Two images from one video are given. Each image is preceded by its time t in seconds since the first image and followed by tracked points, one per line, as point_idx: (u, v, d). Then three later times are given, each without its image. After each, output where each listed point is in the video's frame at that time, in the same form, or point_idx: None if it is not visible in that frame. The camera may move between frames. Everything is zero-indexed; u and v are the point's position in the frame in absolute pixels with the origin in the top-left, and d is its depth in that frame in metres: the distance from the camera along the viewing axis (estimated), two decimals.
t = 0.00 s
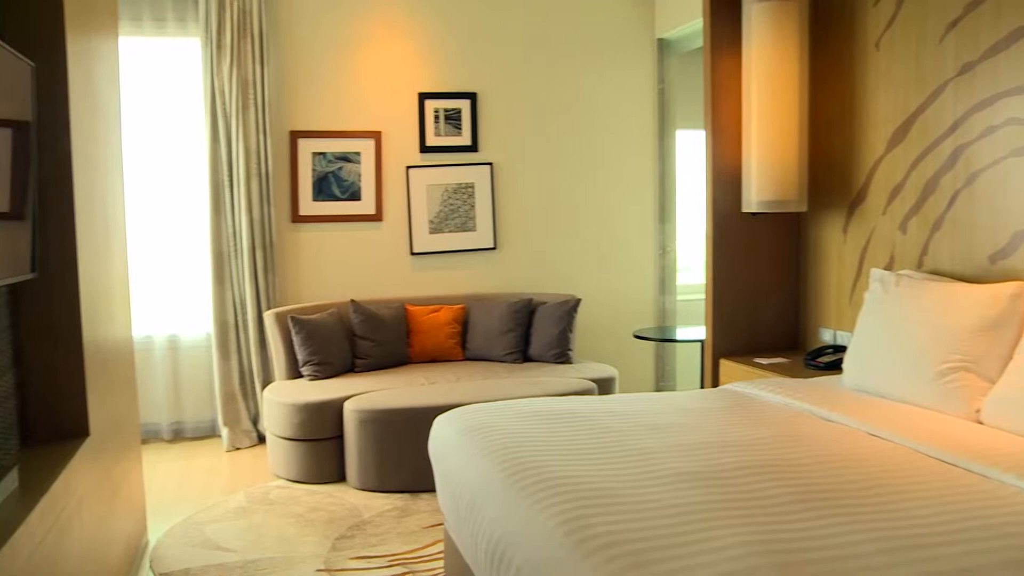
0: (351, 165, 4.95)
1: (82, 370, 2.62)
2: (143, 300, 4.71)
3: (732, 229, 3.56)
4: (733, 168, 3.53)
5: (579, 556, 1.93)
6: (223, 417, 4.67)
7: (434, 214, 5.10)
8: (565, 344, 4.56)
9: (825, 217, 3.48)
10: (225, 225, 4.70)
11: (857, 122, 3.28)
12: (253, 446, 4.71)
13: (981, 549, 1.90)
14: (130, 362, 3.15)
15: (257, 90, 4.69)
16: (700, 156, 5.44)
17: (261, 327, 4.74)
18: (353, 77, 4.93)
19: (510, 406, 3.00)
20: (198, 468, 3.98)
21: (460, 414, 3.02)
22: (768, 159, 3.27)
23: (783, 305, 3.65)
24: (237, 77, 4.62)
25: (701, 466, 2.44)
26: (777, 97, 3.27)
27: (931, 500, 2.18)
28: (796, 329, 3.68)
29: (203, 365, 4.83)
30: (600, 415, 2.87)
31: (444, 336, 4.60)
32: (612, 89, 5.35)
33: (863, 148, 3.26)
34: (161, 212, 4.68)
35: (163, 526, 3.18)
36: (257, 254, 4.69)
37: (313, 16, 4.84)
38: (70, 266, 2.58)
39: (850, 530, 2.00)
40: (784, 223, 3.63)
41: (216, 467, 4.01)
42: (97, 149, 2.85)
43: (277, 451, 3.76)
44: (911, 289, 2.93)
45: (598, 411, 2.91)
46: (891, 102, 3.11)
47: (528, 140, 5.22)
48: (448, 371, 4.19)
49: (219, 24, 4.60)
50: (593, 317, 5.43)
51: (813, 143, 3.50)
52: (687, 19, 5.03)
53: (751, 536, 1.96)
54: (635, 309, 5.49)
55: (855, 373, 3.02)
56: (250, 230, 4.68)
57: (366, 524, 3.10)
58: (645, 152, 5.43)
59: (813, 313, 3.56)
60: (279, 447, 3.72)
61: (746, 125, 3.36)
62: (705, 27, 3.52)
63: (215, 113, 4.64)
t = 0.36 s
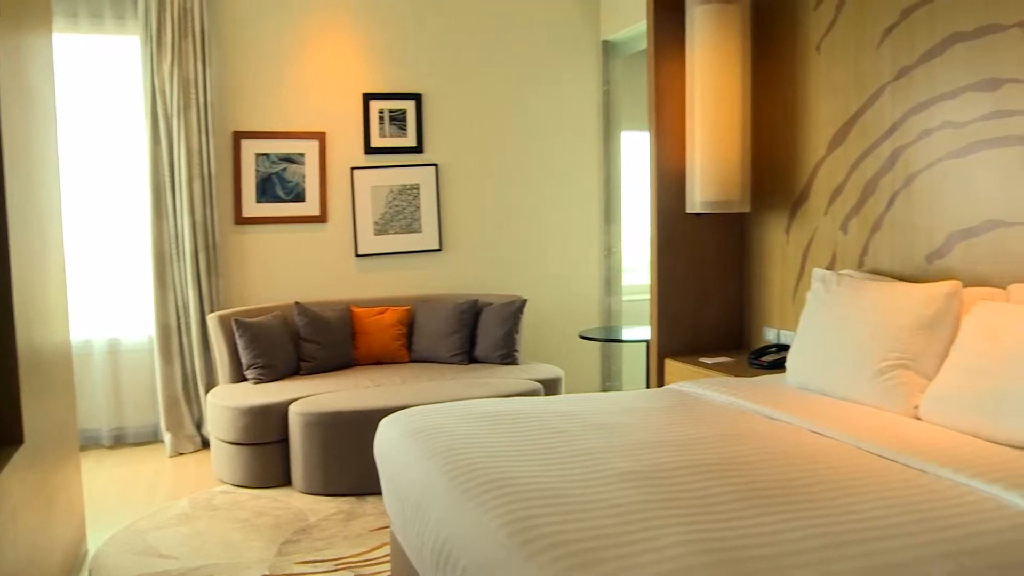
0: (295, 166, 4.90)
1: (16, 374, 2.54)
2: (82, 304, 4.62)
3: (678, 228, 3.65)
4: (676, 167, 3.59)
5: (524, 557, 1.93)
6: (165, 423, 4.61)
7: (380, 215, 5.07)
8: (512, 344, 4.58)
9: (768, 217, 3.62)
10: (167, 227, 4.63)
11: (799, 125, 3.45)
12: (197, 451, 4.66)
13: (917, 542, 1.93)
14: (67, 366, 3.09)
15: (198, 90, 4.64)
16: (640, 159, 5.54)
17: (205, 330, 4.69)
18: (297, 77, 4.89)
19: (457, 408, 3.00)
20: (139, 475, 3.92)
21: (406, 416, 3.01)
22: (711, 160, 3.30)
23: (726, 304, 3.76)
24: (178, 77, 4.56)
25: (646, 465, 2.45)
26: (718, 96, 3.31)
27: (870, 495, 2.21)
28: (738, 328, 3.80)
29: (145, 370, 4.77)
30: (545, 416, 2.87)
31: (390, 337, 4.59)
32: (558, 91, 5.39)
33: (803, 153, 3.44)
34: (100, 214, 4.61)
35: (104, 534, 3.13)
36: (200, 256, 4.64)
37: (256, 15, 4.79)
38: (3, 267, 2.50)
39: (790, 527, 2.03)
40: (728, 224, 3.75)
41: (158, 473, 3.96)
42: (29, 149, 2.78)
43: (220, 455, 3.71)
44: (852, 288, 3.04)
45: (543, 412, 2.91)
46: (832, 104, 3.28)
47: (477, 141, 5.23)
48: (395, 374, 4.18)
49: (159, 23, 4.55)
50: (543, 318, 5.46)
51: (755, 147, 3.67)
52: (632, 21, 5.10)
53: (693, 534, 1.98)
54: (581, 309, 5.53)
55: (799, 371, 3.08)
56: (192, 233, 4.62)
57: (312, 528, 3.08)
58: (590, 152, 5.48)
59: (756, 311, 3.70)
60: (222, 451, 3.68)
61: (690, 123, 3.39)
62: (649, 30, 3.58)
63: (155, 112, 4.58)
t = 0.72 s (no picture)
0: (245, 167, 4.86)
1: None
2: (24, 307, 4.54)
3: (628, 227, 3.77)
4: (626, 164, 3.71)
5: (478, 558, 1.92)
6: (112, 427, 4.54)
7: (331, 217, 5.05)
8: (463, 345, 4.60)
9: (717, 218, 3.76)
10: (113, 228, 4.56)
11: (748, 128, 3.58)
12: (145, 456, 4.60)
13: (863, 536, 1.96)
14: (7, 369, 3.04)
15: (145, 88, 4.54)
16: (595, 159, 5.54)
17: (153, 333, 4.62)
18: (247, 76, 4.84)
19: (410, 410, 2.99)
20: (85, 482, 3.86)
21: (358, 418, 2.99)
22: (661, 159, 3.36)
23: (676, 303, 3.89)
24: (124, 75, 4.47)
25: (598, 465, 2.46)
26: (668, 95, 3.38)
27: (818, 491, 2.24)
28: (689, 327, 3.92)
29: (90, 373, 4.69)
30: (497, 417, 2.87)
31: (340, 340, 4.57)
32: (509, 92, 5.42)
33: (750, 160, 3.57)
34: (42, 214, 4.53)
35: (49, 542, 3.08)
36: (148, 258, 4.56)
37: (205, 13, 4.73)
38: None
39: (740, 524, 2.05)
40: (679, 224, 3.88)
41: (105, 480, 3.90)
42: None
43: (169, 459, 3.71)
44: (800, 288, 3.10)
45: (495, 413, 2.92)
46: (780, 106, 3.40)
47: (431, 142, 5.25)
48: (347, 376, 4.18)
49: (103, 19, 4.44)
50: (499, 318, 5.49)
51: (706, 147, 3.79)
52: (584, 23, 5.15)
53: (644, 532, 1.98)
54: (533, 309, 5.57)
55: (749, 370, 3.11)
56: (139, 233, 4.54)
57: (263, 532, 3.06)
58: (542, 152, 5.52)
59: (707, 311, 3.83)
60: (171, 456, 3.68)
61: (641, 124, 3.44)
62: (600, 33, 3.68)
63: (99, 110, 4.49)
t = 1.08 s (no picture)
0: (194, 167, 4.80)
1: None
2: None
3: (580, 228, 3.84)
4: (578, 167, 3.79)
5: (432, 560, 1.91)
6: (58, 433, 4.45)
7: (281, 218, 5.02)
8: (415, 347, 4.64)
9: (669, 218, 3.85)
10: (58, 231, 4.47)
11: (699, 128, 3.69)
12: (92, 462, 4.53)
13: (814, 532, 1.98)
14: None
15: (90, 86, 4.46)
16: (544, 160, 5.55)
17: (100, 337, 4.55)
18: (197, 75, 4.78)
19: (362, 412, 2.97)
20: (29, 490, 3.79)
21: (309, 421, 2.97)
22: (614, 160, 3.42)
23: (628, 302, 3.97)
24: (68, 72, 4.39)
25: (551, 465, 2.47)
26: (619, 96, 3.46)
27: (765, 489, 2.26)
28: (641, 327, 4.01)
29: (35, 379, 4.61)
30: (449, 418, 2.87)
31: (292, 341, 4.57)
32: (462, 93, 5.44)
33: (700, 163, 3.67)
34: None
35: None
36: (95, 260, 4.48)
37: (152, 11, 4.66)
38: None
39: (692, 522, 2.06)
40: (630, 225, 3.96)
41: (50, 488, 3.84)
42: None
43: (117, 465, 3.71)
44: (749, 287, 3.15)
45: (448, 414, 2.92)
46: (731, 109, 3.52)
47: (384, 142, 5.25)
48: (298, 379, 4.18)
49: (45, 16, 4.36)
50: (456, 319, 5.50)
51: (659, 148, 3.89)
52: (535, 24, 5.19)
53: (598, 532, 1.99)
54: (487, 309, 5.59)
55: (700, 369, 3.14)
56: (85, 234, 4.46)
57: (214, 537, 3.04)
58: (494, 153, 5.54)
59: (659, 311, 3.92)
60: (119, 461, 3.68)
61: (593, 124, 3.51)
62: (552, 36, 3.74)
63: (42, 109, 4.40)
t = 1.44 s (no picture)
0: (152, 168, 4.74)
1: None
2: None
3: (541, 228, 3.85)
4: (539, 168, 3.80)
5: (394, 563, 1.90)
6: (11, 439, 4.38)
7: (241, 218, 4.98)
8: (377, 348, 4.66)
9: (631, 219, 3.89)
10: (11, 232, 4.39)
11: (659, 129, 3.73)
12: (48, 467, 4.47)
13: (773, 531, 1.99)
14: None
15: (43, 85, 4.38)
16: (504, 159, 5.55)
17: (56, 341, 4.48)
18: (155, 75, 4.73)
19: (323, 415, 2.95)
20: None
21: (270, 424, 2.95)
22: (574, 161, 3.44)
23: (589, 303, 4.00)
24: (20, 71, 4.31)
25: (513, 466, 2.47)
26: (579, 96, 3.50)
27: (724, 488, 2.28)
28: (602, 328, 4.04)
29: None
30: (411, 420, 2.86)
31: (252, 343, 4.55)
32: (424, 92, 5.43)
33: (662, 163, 3.72)
34: None
35: None
36: (49, 261, 4.40)
37: (108, 9, 4.60)
38: None
39: (652, 521, 2.06)
40: (591, 226, 3.99)
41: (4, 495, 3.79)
42: None
43: (73, 470, 3.69)
44: (709, 287, 3.18)
45: (409, 415, 2.91)
46: (690, 109, 3.57)
47: (347, 143, 5.23)
48: (258, 381, 4.19)
49: None
50: (420, 320, 5.51)
51: (620, 149, 3.93)
52: (496, 24, 5.19)
53: (558, 532, 1.99)
54: (450, 309, 5.59)
55: (662, 369, 3.15)
56: (40, 236, 4.38)
57: (174, 542, 3.03)
58: (456, 154, 5.55)
59: (620, 312, 3.96)
60: (75, 466, 3.66)
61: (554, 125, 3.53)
62: (513, 37, 3.75)
63: None
